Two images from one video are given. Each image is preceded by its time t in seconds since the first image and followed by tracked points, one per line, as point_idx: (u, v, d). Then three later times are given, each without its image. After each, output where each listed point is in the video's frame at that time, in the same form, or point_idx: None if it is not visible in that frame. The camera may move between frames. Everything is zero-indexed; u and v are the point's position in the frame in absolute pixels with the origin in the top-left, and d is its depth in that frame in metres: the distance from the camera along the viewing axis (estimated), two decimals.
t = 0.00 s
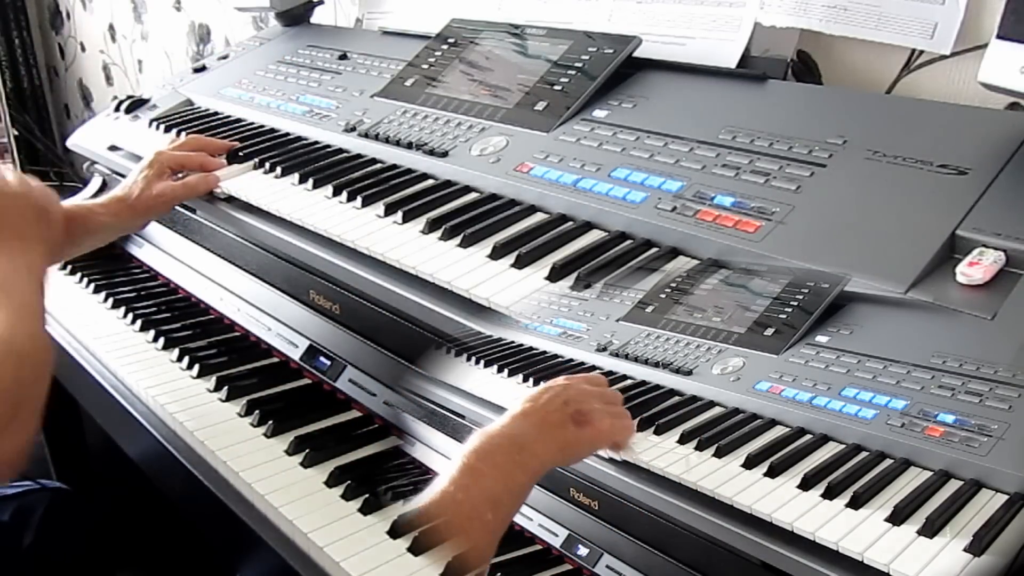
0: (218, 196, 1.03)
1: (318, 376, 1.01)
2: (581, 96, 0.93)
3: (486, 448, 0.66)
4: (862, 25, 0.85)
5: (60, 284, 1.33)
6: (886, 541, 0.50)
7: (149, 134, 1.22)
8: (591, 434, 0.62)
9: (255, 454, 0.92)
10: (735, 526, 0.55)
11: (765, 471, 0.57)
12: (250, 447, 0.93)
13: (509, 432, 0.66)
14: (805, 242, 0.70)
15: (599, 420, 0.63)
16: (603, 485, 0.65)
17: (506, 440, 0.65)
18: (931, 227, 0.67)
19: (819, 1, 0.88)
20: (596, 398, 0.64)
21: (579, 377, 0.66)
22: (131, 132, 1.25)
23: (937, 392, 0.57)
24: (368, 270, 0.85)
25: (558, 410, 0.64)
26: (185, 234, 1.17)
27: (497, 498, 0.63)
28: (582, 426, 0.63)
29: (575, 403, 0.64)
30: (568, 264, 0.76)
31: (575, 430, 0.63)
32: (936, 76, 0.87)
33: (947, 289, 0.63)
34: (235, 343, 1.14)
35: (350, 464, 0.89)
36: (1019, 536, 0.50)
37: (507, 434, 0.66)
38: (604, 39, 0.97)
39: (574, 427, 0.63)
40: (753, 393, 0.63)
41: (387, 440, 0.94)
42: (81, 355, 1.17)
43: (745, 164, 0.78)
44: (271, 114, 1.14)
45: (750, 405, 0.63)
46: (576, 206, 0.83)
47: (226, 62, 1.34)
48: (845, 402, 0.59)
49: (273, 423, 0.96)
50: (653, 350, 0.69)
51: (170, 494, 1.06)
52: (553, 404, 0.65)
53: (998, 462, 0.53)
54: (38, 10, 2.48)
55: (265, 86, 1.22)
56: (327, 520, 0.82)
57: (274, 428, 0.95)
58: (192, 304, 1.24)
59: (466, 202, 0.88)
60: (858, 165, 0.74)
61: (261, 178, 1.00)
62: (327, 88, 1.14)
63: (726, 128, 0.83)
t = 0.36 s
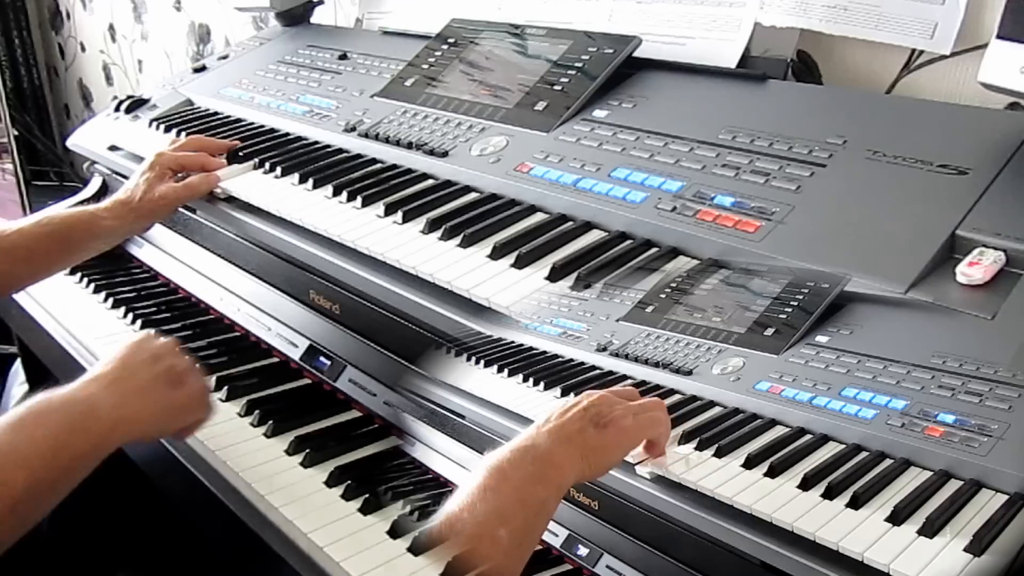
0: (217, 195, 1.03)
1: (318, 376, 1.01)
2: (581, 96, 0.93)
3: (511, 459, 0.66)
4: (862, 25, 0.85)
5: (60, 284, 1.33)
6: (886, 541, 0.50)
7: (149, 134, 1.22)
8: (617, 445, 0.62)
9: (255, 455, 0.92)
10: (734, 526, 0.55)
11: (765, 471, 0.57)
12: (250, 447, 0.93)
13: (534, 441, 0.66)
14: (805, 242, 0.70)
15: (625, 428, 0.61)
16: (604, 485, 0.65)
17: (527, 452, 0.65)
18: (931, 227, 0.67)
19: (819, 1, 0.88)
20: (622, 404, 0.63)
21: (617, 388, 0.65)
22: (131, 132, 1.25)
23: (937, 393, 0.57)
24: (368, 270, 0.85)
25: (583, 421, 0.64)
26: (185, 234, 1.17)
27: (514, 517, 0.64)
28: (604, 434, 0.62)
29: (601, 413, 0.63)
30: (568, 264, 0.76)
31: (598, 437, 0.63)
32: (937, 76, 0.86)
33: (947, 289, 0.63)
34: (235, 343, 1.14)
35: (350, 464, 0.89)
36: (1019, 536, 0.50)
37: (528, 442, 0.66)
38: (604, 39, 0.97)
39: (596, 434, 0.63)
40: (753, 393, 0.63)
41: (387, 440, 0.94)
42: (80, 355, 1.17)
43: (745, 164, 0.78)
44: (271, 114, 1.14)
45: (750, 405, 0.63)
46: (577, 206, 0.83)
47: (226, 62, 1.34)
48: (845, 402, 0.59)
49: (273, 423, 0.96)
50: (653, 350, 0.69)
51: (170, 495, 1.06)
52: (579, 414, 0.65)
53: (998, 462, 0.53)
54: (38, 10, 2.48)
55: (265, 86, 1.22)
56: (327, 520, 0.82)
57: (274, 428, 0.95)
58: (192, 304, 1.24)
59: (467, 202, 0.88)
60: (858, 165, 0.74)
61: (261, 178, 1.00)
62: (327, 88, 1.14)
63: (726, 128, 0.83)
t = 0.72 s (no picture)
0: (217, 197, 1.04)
1: (318, 376, 1.00)
2: (581, 96, 0.93)
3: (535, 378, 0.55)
4: (862, 25, 0.85)
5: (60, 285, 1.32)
6: (886, 542, 0.50)
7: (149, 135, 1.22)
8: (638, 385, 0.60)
9: (254, 455, 0.92)
10: (734, 527, 0.55)
11: (765, 471, 0.57)
12: (250, 447, 0.93)
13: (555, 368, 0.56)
14: (805, 242, 0.70)
15: (648, 383, 0.60)
16: (605, 486, 0.65)
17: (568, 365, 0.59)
18: (931, 227, 0.67)
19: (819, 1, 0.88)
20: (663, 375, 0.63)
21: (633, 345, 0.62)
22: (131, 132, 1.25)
23: (937, 392, 0.57)
24: (369, 270, 0.85)
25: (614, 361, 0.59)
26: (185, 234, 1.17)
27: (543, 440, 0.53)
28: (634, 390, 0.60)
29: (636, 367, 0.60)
30: (568, 264, 0.77)
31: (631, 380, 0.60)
32: (937, 76, 0.86)
33: (947, 289, 0.63)
34: (235, 343, 1.14)
35: (350, 464, 0.89)
36: (1019, 537, 0.50)
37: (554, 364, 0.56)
38: (604, 39, 0.97)
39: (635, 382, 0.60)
40: (753, 392, 0.63)
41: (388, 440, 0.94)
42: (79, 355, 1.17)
43: (745, 164, 0.78)
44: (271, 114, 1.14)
45: (750, 405, 0.63)
46: (577, 206, 0.83)
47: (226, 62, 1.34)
48: (845, 402, 0.59)
49: (273, 423, 0.96)
50: (653, 350, 0.68)
51: (170, 495, 1.06)
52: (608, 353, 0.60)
53: (998, 462, 0.53)
54: (38, 10, 2.48)
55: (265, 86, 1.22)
56: (327, 520, 0.82)
57: (274, 428, 0.95)
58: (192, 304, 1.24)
59: (466, 202, 0.88)
60: (858, 165, 0.74)
61: (261, 178, 1.00)
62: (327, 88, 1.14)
63: (726, 128, 0.83)
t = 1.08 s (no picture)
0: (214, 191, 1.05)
1: (318, 376, 1.00)
2: (581, 96, 0.93)
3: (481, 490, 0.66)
4: (862, 25, 0.85)
5: (60, 285, 1.32)
6: (886, 541, 0.50)
7: (149, 134, 1.22)
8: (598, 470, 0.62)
9: (254, 455, 0.92)
10: (734, 527, 0.55)
11: (765, 471, 0.57)
12: (250, 447, 0.93)
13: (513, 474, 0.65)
14: (804, 242, 0.70)
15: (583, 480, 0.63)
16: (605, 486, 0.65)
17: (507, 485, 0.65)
18: (931, 227, 0.67)
19: (819, 1, 0.88)
20: (602, 436, 0.61)
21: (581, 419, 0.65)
22: (130, 132, 1.25)
23: (937, 392, 0.57)
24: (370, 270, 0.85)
25: (562, 461, 0.63)
26: (185, 233, 1.17)
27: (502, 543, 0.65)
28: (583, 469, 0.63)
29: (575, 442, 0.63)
30: (568, 264, 0.76)
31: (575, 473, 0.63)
32: (937, 75, 0.86)
33: (947, 289, 0.63)
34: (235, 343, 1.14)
35: (350, 464, 0.89)
36: (1020, 537, 0.50)
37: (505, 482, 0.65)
38: (604, 39, 0.97)
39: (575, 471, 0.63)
40: (753, 392, 0.63)
41: (387, 440, 0.94)
42: (79, 355, 1.17)
43: (745, 164, 0.78)
44: (271, 114, 1.14)
45: (750, 405, 0.63)
46: (577, 206, 0.83)
47: (226, 62, 1.34)
48: (845, 402, 0.59)
49: (273, 423, 0.96)
50: (653, 350, 0.69)
51: (170, 495, 1.06)
52: (554, 444, 0.64)
53: (998, 462, 0.53)
54: (38, 10, 2.48)
55: (265, 86, 1.22)
56: (327, 520, 0.82)
57: (274, 427, 0.95)
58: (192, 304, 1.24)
59: (466, 202, 0.88)
60: (858, 165, 0.74)
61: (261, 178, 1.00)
62: (327, 87, 1.14)
63: (726, 128, 0.83)
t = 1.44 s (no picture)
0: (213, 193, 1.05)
1: (318, 376, 1.00)
2: (581, 96, 0.93)
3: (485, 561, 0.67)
4: (862, 25, 0.85)
5: (60, 284, 1.32)
6: (886, 541, 0.50)
7: (149, 134, 1.22)
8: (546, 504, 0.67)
9: (254, 455, 0.92)
10: (734, 527, 0.55)
11: (765, 471, 0.57)
12: (250, 447, 0.93)
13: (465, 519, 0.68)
14: (804, 242, 0.70)
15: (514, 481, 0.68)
16: (604, 486, 0.65)
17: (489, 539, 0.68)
18: (931, 227, 0.67)
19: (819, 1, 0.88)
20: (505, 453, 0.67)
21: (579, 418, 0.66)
22: (130, 132, 1.25)
23: (937, 392, 0.57)
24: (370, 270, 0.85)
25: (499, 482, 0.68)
26: (185, 233, 1.17)
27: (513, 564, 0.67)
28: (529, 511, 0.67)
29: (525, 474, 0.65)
30: (568, 264, 0.76)
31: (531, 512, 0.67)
32: (937, 75, 0.86)
33: (948, 289, 0.63)
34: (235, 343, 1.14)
35: (350, 464, 0.89)
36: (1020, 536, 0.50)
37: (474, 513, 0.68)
38: (604, 39, 0.97)
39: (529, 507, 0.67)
40: (753, 392, 0.63)
41: (388, 440, 0.94)
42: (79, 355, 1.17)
43: (745, 164, 0.78)
44: (271, 114, 1.14)
45: (750, 405, 0.63)
46: (577, 206, 0.83)
47: (226, 62, 1.34)
48: (845, 402, 0.59)
49: (273, 423, 0.96)
50: (652, 350, 0.69)
51: (170, 495, 1.06)
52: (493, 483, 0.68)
53: (998, 462, 0.53)
54: (38, 9, 2.48)
55: (265, 86, 1.22)
56: (327, 520, 0.82)
57: (274, 427, 0.95)
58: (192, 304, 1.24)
59: (466, 202, 0.88)
60: (858, 165, 0.74)
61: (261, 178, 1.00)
62: (327, 88, 1.14)
63: (726, 128, 0.83)
